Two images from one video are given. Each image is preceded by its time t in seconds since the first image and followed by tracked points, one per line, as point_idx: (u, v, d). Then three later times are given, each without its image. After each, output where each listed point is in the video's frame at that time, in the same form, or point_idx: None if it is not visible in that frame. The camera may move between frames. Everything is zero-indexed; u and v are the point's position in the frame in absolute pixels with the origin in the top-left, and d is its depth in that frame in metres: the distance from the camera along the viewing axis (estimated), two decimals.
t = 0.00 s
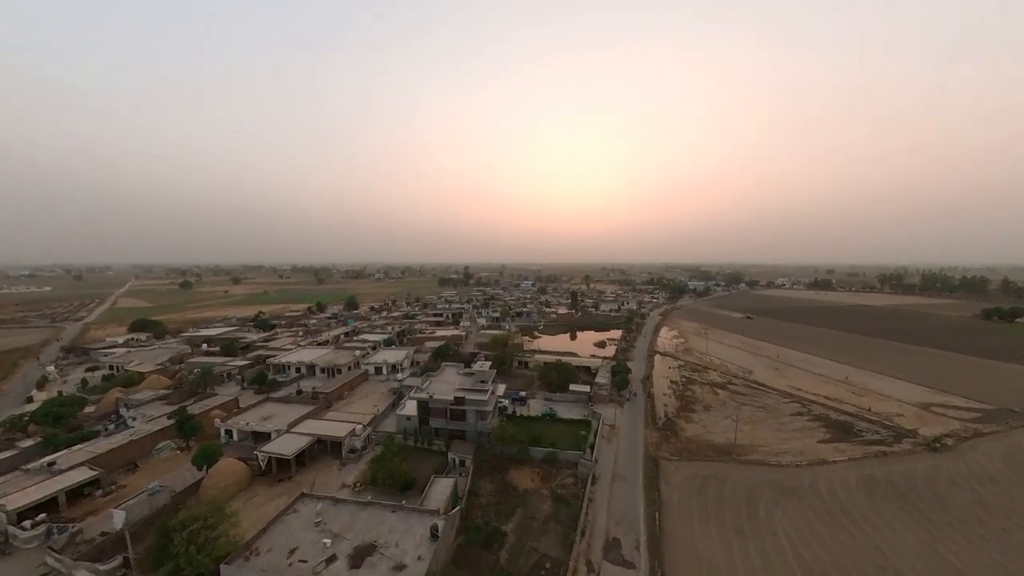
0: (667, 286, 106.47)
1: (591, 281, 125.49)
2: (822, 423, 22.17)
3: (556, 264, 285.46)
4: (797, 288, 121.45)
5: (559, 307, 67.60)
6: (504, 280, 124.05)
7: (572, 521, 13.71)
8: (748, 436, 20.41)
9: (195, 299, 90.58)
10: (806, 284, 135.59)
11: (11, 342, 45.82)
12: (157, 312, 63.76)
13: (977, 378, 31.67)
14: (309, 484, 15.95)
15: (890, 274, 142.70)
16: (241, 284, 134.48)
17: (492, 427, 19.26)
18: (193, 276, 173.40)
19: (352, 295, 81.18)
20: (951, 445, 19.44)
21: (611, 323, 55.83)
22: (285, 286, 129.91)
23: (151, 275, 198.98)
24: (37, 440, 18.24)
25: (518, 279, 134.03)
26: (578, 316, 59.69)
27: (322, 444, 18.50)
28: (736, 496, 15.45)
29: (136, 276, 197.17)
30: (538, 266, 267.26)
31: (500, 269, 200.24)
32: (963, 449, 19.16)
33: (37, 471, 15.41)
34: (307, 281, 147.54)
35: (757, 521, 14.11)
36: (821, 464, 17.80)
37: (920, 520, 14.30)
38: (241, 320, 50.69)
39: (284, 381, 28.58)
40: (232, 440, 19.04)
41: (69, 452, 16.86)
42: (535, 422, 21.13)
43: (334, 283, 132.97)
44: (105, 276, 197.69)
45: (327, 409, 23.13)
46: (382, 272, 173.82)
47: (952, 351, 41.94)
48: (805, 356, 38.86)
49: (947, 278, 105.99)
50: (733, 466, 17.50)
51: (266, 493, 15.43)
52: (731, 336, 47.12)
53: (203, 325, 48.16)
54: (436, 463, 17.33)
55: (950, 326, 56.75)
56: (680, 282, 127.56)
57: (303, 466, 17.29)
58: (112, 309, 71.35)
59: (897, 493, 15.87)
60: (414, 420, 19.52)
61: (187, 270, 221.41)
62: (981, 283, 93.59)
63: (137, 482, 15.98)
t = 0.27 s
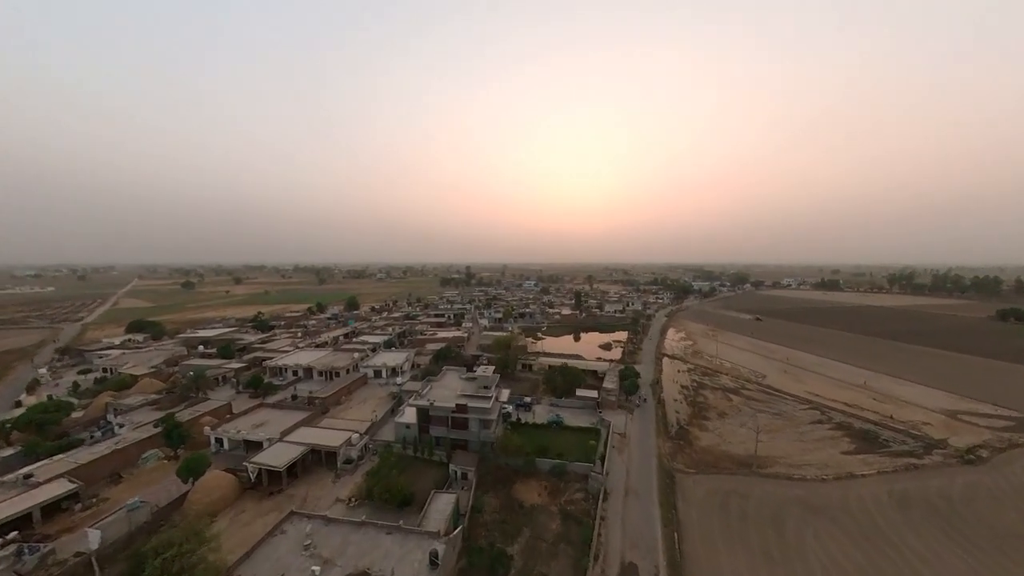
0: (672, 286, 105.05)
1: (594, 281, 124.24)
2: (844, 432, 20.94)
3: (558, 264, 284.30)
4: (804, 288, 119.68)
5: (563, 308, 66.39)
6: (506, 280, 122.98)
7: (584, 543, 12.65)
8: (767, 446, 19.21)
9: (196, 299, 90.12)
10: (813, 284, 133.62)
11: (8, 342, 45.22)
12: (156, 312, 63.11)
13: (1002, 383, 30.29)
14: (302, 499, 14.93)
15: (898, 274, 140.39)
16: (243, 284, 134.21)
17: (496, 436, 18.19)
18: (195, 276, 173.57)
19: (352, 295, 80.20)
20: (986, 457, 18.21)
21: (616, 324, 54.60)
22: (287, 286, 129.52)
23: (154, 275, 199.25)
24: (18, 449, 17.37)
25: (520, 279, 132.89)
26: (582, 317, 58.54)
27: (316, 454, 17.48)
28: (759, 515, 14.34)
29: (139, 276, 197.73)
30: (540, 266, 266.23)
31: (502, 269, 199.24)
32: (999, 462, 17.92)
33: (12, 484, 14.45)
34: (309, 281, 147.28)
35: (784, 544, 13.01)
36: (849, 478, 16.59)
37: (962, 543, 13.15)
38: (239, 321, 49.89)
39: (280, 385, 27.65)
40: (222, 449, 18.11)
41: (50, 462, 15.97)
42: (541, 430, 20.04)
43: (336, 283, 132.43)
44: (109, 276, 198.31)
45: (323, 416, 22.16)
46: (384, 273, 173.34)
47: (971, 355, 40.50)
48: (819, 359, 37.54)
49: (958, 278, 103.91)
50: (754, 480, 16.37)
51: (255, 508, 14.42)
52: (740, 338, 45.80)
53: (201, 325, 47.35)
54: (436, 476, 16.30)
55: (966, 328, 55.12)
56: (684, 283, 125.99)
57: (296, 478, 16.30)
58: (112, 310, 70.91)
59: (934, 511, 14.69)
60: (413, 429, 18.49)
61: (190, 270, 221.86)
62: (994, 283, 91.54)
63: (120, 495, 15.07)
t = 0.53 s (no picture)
0: (676, 287, 103.60)
1: (597, 282, 122.92)
2: (871, 443, 19.65)
3: (560, 265, 282.97)
4: (811, 289, 117.79)
5: (566, 309, 65.19)
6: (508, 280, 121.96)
7: (598, 570, 11.56)
8: (789, 458, 18.00)
9: (198, 299, 89.73)
10: (820, 285, 131.60)
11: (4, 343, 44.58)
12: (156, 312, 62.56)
13: None
14: (293, 516, 13.92)
15: (907, 275, 138.00)
16: (244, 284, 133.79)
17: (500, 447, 17.09)
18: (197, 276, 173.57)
19: (353, 295, 79.38)
20: None
21: (621, 326, 53.37)
22: (288, 286, 129.01)
23: (157, 275, 199.82)
24: None
25: (523, 279, 131.82)
26: (587, 318, 57.33)
27: (309, 466, 16.49)
28: (787, 537, 13.19)
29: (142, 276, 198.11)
30: (543, 266, 264.96)
31: (504, 269, 198.19)
32: None
33: None
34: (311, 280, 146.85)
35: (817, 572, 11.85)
36: (881, 495, 15.37)
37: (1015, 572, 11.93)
38: (238, 322, 49.08)
39: (276, 389, 26.71)
40: (211, 459, 17.18)
41: (27, 473, 15.05)
42: (547, 440, 18.96)
43: (337, 283, 131.82)
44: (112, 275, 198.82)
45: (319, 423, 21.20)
46: (386, 273, 172.73)
47: (992, 359, 38.97)
48: (834, 363, 36.14)
49: (970, 279, 101.73)
50: (778, 497, 15.20)
51: (242, 526, 13.42)
52: (751, 340, 44.43)
53: (198, 326, 46.56)
54: (437, 491, 15.25)
55: (983, 330, 53.46)
56: (688, 283, 124.45)
57: (287, 492, 15.30)
58: (112, 309, 70.41)
59: (979, 534, 13.45)
60: (412, 439, 17.44)
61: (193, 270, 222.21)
62: (1007, 284, 89.47)
63: (100, 510, 14.13)
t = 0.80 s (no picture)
0: (681, 287, 102.19)
1: (600, 282, 121.66)
2: (901, 455, 18.39)
3: (563, 265, 281.76)
4: (819, 290, 115.76)
5: (570, 310, 64.02)
6: (510, 280, 120.86)
7: None
8: (815, 472, 16.80)
9: (199, 299, 89.26)
10: (828, 285, 129.45)
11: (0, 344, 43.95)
12: (155, 312, 61.92)
13: None
14: (282, 534, 12.92)
15: (917, 275, 135.47)
16: (246, 284, 133.34)
17: (505, 458, 16.06)
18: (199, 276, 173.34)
19: (354, 295, 78.58)
20: None
21: (626, 327, 52.15)
22: (290, 286, 128.39)
23: (160, 274, 200.18)
24: None
25: (526, 279, 130.52)
26: (591, 319, 56.18)
27: (302, 478, 15.53)
28: (820, 563, 12.04)
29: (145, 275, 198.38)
30: (545, 266, 263.66)
31: (506, 269, 197.08)
32: None
33: None
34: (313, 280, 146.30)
35: None
36: (918, 513, 14.18)
37: None
38: (236, 322, 48.28)
39: (272, 393, 25.79)
40: (200, 469, 16.30)
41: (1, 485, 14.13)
42: (555, 450, 17.88)
43: (339, 283, 131.21)
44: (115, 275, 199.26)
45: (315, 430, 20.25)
46: (387, 273, 172.02)
47: (1014, 362, 37.51)
48: (850, 366, 34.79)
49: (984, 279, 99.40)
50: (807, 516, 14.02)
51: (227, 546, 12.45)
52: (761, 342, 43.13)
53: (196, 327, 45.78)
54: (437, 507, 14.23)
55: (1000, 332, 51.88)
56: (693, 283, 122.96)
57: (279, 506, 14.35)
58: (112, 310, 69.83)
59: None
60: (412, 448, 16.44)
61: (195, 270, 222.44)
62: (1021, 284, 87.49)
63: (77, 526, 13.20)
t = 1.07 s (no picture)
0: (685, 288, 100.91)
1: (603, 283, 120.39)
2: (934, 469, 17.21)
3: (564, 265, 280.41)
4: (825, 291, 114.17)
5: (574, 311, 62.93)
6: (512, 281, 119.69)
7: None
8: (843, 488, 15.65)
9: (199, 299, 88.69)
10: (834, 286, 127.80)
11: None
12: (153, 313, 61.20)
13: None
14: (270, 558, 11.90)
15: (926, 276, 133.52)
16: (246, 284, 132.70)
17: (510, 472, 14.98)
18: (200, 275, 173.03)
19: (354, 295, 77.81)
20: None
21: (632, 329, 51.02)
22: (290, 286, 127.65)
23: (163, 274, 200.40)
24: None
25: (528, 280, 129.45)
26: (595, 321, 55.07)
27: (293, 492, 14.51)
28: None
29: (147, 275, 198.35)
30: (546, 267, 262.39)
31: (507, 270, 195.97)
32: None
33: None
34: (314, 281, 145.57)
35: None
36: (962, 536, 13.01)
37: None
38: (234, 323, 47.46)
39: (267, 398, 24.85)
40: (186, 482, 15.33)
41: None
42: (563, 462, 16.78)
43: (340, 283, 130.42)
44: (117, 275, 199.30)
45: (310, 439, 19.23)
46: (389, 273, 171.33)
47: None
48: (866, 371, 33.58)
49: (995, 280, 97.61)
50: (841, 539, 12.88)
51: (210, 571, 11.45)
52: (772, 346, 41.92)
53: (193, 328, 44.95)
54: (438, 526, 13.17)
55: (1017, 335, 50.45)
56: (697, 284, 121.51)
57: (268, 524, 13.33)
58: (110, 310, 69.11)
59: None
60: (410, 461, 15.38)
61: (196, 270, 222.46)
62: None
63: (49, 547, 12.22)
